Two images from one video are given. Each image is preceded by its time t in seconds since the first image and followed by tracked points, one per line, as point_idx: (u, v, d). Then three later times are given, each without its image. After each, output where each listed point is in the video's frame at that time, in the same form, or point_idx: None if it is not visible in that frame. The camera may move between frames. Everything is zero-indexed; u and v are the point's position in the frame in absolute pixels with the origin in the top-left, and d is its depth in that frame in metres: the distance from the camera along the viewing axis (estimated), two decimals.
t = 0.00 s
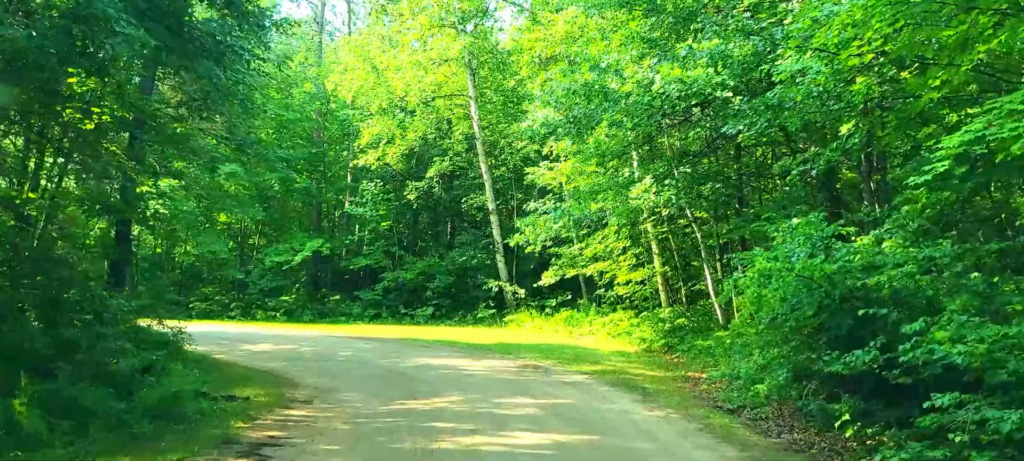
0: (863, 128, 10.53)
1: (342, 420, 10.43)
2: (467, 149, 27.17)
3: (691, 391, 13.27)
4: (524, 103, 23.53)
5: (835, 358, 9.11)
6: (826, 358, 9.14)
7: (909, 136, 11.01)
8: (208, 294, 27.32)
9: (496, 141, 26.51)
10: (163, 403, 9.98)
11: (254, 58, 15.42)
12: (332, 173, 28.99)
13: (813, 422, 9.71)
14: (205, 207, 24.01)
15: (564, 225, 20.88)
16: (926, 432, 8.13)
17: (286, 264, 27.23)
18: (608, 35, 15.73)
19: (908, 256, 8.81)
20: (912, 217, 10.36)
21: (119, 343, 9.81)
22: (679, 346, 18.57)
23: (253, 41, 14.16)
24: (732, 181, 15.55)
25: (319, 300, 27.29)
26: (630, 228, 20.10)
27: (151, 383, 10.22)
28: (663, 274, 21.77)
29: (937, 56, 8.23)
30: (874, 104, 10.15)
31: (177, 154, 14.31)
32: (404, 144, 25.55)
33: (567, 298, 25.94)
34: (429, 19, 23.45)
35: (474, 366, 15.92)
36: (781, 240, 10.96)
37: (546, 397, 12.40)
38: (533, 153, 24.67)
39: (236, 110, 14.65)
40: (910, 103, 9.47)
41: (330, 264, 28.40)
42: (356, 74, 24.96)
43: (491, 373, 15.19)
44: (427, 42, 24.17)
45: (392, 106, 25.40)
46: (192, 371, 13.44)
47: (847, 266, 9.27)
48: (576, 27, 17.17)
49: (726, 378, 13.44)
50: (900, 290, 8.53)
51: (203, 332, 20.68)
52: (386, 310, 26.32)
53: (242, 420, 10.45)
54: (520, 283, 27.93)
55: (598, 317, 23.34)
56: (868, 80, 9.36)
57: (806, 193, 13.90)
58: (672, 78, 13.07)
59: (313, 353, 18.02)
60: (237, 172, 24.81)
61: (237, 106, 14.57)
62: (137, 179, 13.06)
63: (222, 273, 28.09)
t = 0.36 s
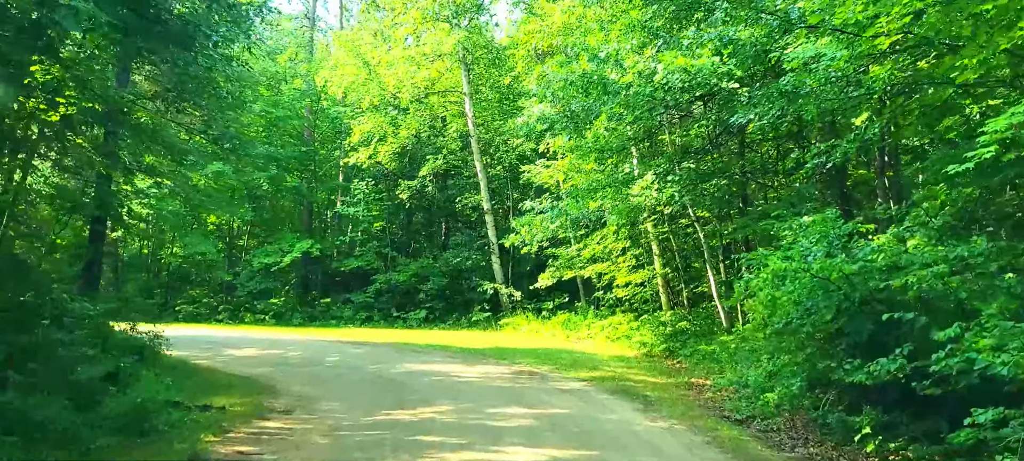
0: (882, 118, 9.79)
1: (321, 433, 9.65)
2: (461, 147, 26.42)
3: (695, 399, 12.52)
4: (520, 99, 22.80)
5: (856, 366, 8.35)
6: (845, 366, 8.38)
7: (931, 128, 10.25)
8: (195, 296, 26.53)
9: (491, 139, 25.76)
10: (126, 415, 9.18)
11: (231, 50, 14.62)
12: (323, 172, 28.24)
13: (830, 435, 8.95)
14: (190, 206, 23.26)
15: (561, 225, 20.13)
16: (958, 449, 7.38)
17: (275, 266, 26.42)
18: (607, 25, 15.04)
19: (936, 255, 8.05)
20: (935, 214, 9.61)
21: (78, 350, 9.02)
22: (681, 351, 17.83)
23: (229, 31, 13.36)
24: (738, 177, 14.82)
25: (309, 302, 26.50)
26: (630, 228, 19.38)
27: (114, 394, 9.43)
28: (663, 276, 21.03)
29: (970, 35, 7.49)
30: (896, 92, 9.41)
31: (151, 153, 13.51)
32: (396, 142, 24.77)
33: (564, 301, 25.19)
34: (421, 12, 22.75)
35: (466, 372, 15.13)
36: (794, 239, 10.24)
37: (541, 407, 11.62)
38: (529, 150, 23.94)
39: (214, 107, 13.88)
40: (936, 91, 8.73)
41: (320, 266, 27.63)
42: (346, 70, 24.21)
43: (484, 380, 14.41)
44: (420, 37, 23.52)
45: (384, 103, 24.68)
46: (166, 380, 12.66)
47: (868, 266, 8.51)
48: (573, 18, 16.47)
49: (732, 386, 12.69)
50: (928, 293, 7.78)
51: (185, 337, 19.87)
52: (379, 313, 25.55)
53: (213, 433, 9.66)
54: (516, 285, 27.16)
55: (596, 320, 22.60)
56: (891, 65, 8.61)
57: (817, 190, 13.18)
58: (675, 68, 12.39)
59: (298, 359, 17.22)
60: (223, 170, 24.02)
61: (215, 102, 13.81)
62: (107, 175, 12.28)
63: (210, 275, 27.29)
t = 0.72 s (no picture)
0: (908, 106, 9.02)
1: (295, 448, 8.85)
2: (456, 145, 25.63)
3: (701, 408, 11.76)
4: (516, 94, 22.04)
5: (881, 376, 7.58)
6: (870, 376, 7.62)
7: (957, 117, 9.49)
8: (183, 299, 25.75)
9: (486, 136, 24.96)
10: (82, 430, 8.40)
11: (203, 37, 13.84)
12: (315, 170, 27.41)
13: (852, 450, 8.19)
14: (175, 205, 22.51)
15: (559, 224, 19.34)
16: None
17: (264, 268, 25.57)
18: (607, 12, 14.29)
19: (971, 252, 7.28)
20: (963, 208, 8.87)
21: (28, 358, 8.23)
22: (684, 356, 17.06)
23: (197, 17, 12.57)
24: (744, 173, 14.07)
25: (299, 305, 25.69)
26: (631, 228, 18.67)
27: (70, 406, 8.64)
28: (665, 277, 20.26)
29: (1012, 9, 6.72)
30: (922, 77, 8.65)
31: (125, 149, 12.75)
32: (388, 139, 23.93)
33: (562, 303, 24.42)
34: (414, 4, 21.96)
35: (458, 379, 14.33)
36: (809, 236, 9.50)
37: (536, 417, 10.83)
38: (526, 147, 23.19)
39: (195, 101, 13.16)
40: (968, 73, 7.96)
41: (311, 267, 26.82)
42: (337, 64, 23.39)
43: (476, 387, 13.60)
44: (413, 31, 22.79)
45: (376, 99, 23.91)
46: (139, 387, 11.91)
47: (895, 265, 7.74)
48: (571, 6, 15.72)
49: (740, 393, 11.93)
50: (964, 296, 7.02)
51: (167, 341, 19.06)
52: (371, 316, 24.78)
53: (179, 449, 8.86)
54: (512, 287, 26.37)
55: (595, 323, 21.83)
56: (920, 44, 7.85)
57: (830, 185, 12.43)
58: (679, 55, 11.67)
59: (283, 364, 16.43)
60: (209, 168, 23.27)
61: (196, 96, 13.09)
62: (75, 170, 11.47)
63: (198, 277, 26.49)
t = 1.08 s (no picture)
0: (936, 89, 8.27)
1: None
2: (450, 143, 24.87)
3: (708, 418, 11.01)
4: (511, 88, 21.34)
5: (914, 387, 6.81)
6: (901, 388, 6.85)
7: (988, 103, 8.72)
8: (169, 301, 24.93)
9: (481, 133, 24.20)
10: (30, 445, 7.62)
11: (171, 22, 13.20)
12: (305, 169, 26.62)
13: None
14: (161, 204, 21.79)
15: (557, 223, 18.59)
16: None
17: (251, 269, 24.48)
18: None
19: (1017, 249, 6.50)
20: (997, 201, 8.10)
21: None
22: (688, 361, 16.27)
23: None
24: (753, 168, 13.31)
25: (289, 308, 24.90)
26: (627, 224, 17.86)
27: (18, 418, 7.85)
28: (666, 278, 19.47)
29: None
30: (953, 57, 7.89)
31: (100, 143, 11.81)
32: (380, 137, 23.15)
33: (560, 305, 23.63)
34: None
35: (450, 386, 13.54)
36: (829, 233, 8.71)
37: (532, 429, 10.06)
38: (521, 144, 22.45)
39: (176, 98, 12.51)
40: (1007, 52, 7.20)
41: (302, 269, 26.04)
42: (326, 59, 22.66)
43: (468, 395, 12.82)
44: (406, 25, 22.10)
45: (368, 95, 23.17)
46: (106, 396, 11.12)
47: (928, 263, 6.96)
48: None
49: (751, 402, 11.13)
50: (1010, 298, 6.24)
51: (148, 346, 18.27)
52: (363, 319, 23.97)
53: None
54: (509, 289, 25.57)
55: (595, 327, 21.05)
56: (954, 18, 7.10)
57: (846, 180, 11.65)
58: (686, 40, 10.98)
59: (266, 370, 15.64)
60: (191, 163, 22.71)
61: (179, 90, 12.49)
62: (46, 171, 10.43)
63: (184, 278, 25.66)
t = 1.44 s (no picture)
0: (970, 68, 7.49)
1: None
2: (446, 140, 24.12)
3: (719, 429, 10.23)
4: (508, 83, 20.61)
5: (960, 400, 6.02)
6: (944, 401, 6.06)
7: None
8: (155, 304, 23.88)
9: (477, 131, 23.37)
10: None
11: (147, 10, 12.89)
12: (297, 168, 25.75)
13: None
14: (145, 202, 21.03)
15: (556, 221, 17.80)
16: None
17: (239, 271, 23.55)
18: None
19: None
20: None
21: None
22: (695, 365, 15.53)
23: None
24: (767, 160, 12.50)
25: (280, 311, 24.10)
26: (628, 220, 16.98)
27: None
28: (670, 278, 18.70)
29: None
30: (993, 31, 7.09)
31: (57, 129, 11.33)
32: (373, 134, 22.32)
33: (559, 308, 22.87)
34: None
35: (441, 394, 12.72)
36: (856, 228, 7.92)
37: (529, 441, 9.27)
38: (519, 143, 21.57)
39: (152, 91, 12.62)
40: None
41: (293, 270, 25.23)
42: (317, 53, 21.86)
43: (461, 403, 12.00)
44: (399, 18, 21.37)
45: (360, 90, 22.38)
46: (70, 406, 10.32)
47: (972, 260, 6.16)
48: None
49: (766, 412, 10.35)
50: None
51: (129, 350, 17.47)
52: (356, 322, 23.14)
53: None
54: (506, 291, 24.77)
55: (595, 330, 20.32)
56: None
57: (864, 173, 10.93)
58: (693, 22, 10.15)
59: (250, 376, 14.84)
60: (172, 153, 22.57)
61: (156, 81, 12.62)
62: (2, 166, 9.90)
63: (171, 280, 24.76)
